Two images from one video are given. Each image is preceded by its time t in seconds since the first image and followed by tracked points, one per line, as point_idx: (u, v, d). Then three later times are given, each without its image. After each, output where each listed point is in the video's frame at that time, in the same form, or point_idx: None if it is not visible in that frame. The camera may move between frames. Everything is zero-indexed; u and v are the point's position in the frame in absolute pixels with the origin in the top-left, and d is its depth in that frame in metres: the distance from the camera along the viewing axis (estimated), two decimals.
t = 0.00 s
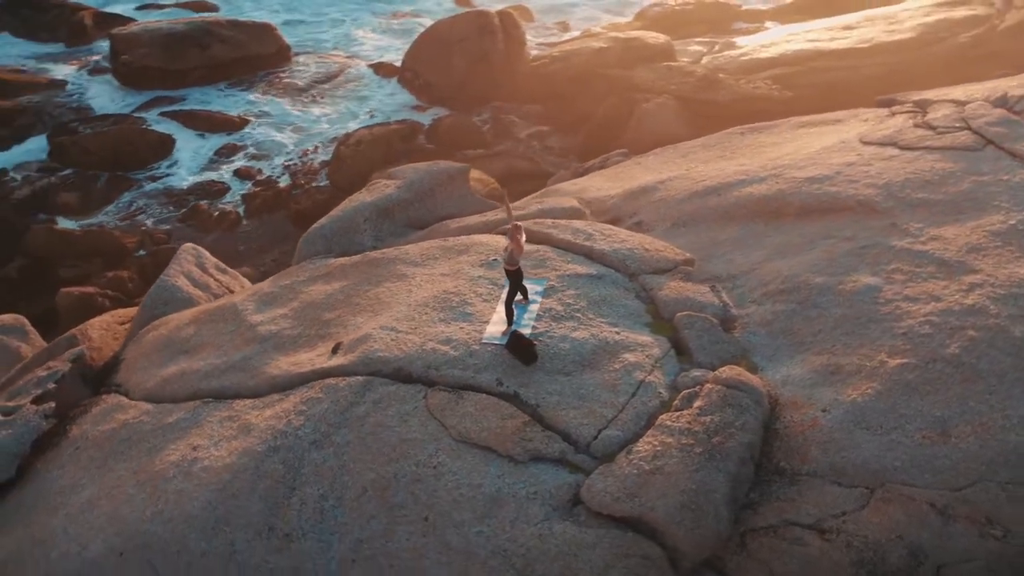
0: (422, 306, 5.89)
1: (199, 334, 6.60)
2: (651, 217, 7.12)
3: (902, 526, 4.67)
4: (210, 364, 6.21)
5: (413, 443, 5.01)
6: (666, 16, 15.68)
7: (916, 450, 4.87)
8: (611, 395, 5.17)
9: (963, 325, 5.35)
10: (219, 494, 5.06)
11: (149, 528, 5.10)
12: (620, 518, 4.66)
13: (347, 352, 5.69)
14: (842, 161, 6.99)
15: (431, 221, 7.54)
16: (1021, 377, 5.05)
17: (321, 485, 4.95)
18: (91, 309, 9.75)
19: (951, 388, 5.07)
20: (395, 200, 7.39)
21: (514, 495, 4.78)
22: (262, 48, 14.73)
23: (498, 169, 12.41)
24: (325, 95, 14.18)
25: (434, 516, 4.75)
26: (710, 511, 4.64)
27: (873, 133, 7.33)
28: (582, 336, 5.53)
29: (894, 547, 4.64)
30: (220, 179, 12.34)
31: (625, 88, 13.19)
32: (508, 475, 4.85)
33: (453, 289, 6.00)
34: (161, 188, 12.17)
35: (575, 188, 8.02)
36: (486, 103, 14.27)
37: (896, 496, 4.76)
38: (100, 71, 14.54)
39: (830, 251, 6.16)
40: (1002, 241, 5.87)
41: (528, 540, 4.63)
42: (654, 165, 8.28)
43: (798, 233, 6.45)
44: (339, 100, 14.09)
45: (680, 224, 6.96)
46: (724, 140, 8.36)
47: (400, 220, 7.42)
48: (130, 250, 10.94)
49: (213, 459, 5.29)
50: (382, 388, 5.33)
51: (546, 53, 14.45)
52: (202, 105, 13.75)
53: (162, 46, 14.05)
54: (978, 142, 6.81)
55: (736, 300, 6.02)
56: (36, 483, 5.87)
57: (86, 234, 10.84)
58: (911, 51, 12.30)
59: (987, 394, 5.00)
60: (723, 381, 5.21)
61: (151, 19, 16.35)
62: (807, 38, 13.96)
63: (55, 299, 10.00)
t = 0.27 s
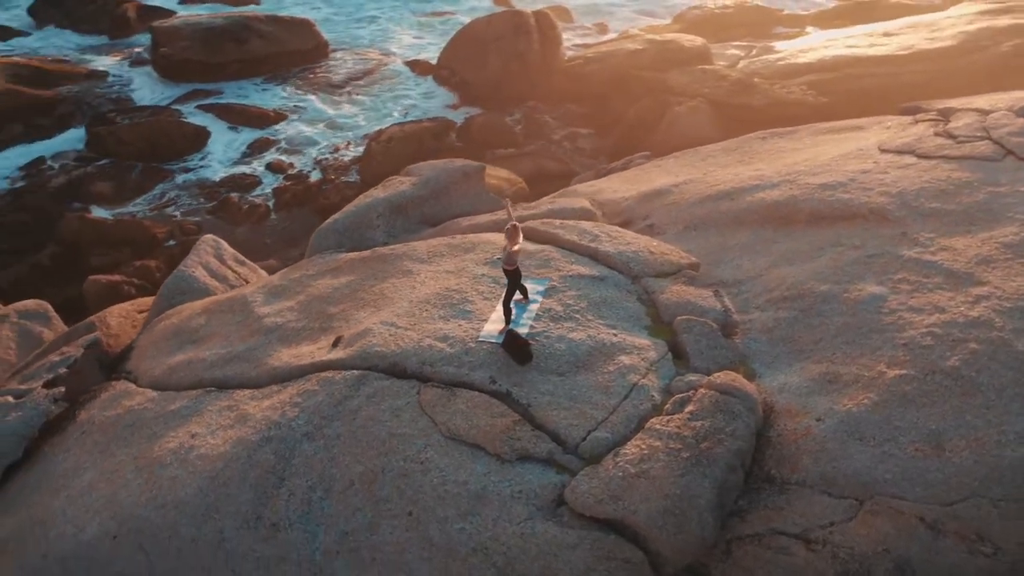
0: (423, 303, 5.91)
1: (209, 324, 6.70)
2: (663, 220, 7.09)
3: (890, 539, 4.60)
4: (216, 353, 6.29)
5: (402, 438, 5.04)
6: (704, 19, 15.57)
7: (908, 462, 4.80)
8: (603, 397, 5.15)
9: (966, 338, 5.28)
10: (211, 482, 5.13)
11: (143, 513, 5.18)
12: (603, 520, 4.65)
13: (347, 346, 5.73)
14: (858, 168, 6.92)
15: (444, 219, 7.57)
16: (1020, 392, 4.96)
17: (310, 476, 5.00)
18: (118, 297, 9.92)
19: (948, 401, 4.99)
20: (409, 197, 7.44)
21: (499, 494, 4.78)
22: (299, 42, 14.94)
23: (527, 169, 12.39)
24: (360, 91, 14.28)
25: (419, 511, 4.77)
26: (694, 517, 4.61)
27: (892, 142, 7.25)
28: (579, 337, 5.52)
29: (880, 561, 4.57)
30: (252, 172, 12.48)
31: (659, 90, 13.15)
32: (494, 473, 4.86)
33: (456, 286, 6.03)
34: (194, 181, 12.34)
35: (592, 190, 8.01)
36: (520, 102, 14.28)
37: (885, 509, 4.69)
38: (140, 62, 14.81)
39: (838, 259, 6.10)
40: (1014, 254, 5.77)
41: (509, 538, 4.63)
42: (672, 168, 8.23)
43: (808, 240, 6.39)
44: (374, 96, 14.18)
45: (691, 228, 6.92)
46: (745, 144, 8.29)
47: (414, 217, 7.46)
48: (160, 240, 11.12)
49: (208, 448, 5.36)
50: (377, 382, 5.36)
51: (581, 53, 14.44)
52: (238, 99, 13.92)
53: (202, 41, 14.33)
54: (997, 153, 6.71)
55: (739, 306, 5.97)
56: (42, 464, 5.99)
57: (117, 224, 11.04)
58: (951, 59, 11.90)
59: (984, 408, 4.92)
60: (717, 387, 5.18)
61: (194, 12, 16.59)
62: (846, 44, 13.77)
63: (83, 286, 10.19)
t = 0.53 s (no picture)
0: (425, 299, 5.94)
1: (219, 314, 6.78)
2: (676, 223, 7.06)
3: (877, 551, 4.53)
4: (223, 343, 6.37)
5: (392, 433, 5.07)
6: (744, 21, 15.43)
7: (899, 474, 4.73)
8: (595, 398, 5.14)
9: (967, 350, 5.19)
10: (205, 469, 5.19)
11: (138, 498, 5.25)
12: (586, 521, 4.65)
13: (347, 340, 5.78)
14: (874, 176, 6.83)
15: (458, 216, 7.60)
16: (1019, 406, 4.87)
17: (300, 467, 5.05)
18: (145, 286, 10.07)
19: (944, 414, 4.91)
20: (423, 193, 7.48)
21: (484, 491, 4.79)
22: (336, 39, 15.11)
23: (555, 170, 12.33)
24: (395, 88, 14.37)
25: (404, 505, 4.80)
26: (677, 521, 4.59)
27: (911, 149, 7.16)
28: (576, 338, 5.51)
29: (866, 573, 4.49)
30: (284, 166, 12.62)
31: (693, 93, 13.05)
32: (480, 470, 4.87)
33: (458, 284, 6.05)
34: (227, 173, 12.50)
35: (608, 191, 7.98)
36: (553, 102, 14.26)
37: (873, 520, 4.62)
38: (180, 55, 15.05)
39: (846, 267, 6.03)
40: None
41: (492, 536, 4.64)
42: (691, 171, 8.18)
43: (817, 247, 6.32)
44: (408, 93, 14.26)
45: (701, 232, 6.88)
46: (766, 149, 8.22)
47: (427, 214, 7.50)
48: (191, 231, 11.29)
49: (205, 435, 5.42)
50: (372, 376, 5.40)
51: (617, 55, 14.41)
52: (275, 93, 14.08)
53: (241, 36, 14.53)
54: (1016, 163, 6.61)
55: (742, 312, 5.92)
56: (49, 447, 6.10)
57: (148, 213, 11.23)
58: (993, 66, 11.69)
59: (980, 422, 4.83)
60: (710, 392, 5.14)
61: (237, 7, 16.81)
62: (885, 50, 13.58)
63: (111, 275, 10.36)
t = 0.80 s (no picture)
0: (428, 295, 5.98)
1: (231, 303, 6.88)
2: (689, 228, 7.03)
3: (858, 564, 4.44)
4: (231, 332, 6.46)
5: (382, 426, 5.11)
6: (790, 27, 15.28)
7: (887, 488, 4.65)
8: (585, 400, 5.14)
9: (967, 365, 5.11)
10: (199, 455, 5.28)
11: (135, 480, 5.35)
12: (565, 522, 4.65)
13: (348, 333, 5.83)
14: (892, 185, 6.73)
15: (475, 215, 7.64)
16: (1015, 424, 4.77)
17: (291, 457, 5.11)
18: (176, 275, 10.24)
19: (937, 429, 4.82)
20: (440, 191, 7.53)
21: (467, 487, 4.81)
22: (381, 37, 15.24)
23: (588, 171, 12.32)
24: (436, 86, 14.46)
25: (388, 498, 4.84)
26: (656, 526, 4.57)
27: (933, 160, 7.06)
28: (572, 339, 5.51)
29: None
30: (321, 161, 12.77)
31: (733, 99, 12.97)
32: (465, 466, 4.89)
33: (462, 281, 6.08)
34: (265, 166, 12.69)
35: (627, 194, 7.96)
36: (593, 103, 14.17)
37: (856, 534, 4.55)
38: (227, 49, 15.29)
39: (853, 277, 5.95)
40: None
41: (471, 532, 4.66)
42: (713, 176, 8.14)
43: (827, 256, 6.25)
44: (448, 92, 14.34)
45: (713, 238, 6.84)
46: (790, 156, 8.15)
47: (444, 212, 7.54)
48: (225, 222, 11.47)
49: (204, 422, 5.51)
50: (368, 370, 5.45)
51: (659, 59, 14.35)
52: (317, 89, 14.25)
53: (285, 32, 14.74)
54: None
55: (746, 319, 5.88)
56: (60, 427, 6.24)
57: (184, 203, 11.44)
58: None
59: (974, 439, 4.74)
60: (702, 398, 5.11)
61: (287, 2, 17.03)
62: (932, 60, 13.35)
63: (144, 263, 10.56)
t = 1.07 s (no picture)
0: (431, 293, 6.01)
1: (243, 295, 6.96)
2: (701, 233, 7.01)
3: None
4: (240, 324, 6.54)
5: (374, 421, 5.15)
6: (831, 33, 15.11)
7: (875, 501, 4.60)
8: (577, 401, 5.14)
9: (966, 379, 5.03)
10: (196, 443, 5.36)
11: (134, 466, 5.44)
12: (549, 522, 4.65)
13: (350, 327, 5.89)
14: (907, 195, 6.65)
15: (490, 214, 7.65)
16: (1010, 441, 4.70)
17: (284, 448, 5.17)
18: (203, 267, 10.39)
19: (930, 442, 4.76)
20: (455, 190, 7.56)
21: (454, 484, 4.83)
22: (419, 36, 15.34)
23: (618, 175, 12.31)
24: (471, 86, 14.51)
25: (376, 492, 4.88)
26: (639, 529, 4.56)
27: (951, 171, 6.96)
28: (569, 340, 5.51)
29: None
30: (353, 157, 12.89)
31: (767, 105, 12.89)
32: (453, 463, 4.92)
33: (466, 280, 6.11)
34: (297, 161, 12.85)
35: (643, 199, 7.94)
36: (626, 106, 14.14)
37: (841, 545, 4.50)
38: (267, 45, 15.47)
39: (858, 287, 5.89)
40: None
41: (455, 529, 4.68)
42: (732, 181, 8.09)
43: (836, 265, 6.19)
44: (483, 92, 14.38)
45: (724, 243, 6.81)
46: (811, 164, 8.08)
47: (458, 211, 7.56)
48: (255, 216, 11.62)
49: (203, 410, 5.59)
50: (365, 364, 5.49)
51: (695, 63, 14.29)
52: (353, 87, 14.39)
53: (324, 29, 14.88)
54: None
55: (748, 326, 5.84)
56: (70, 412, 6.36)
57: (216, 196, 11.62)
58: None
59: (966, 454, 4.68)
60: (694, 403, 5.09)
61: None
62: (973, 69, 13.14)
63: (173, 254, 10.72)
